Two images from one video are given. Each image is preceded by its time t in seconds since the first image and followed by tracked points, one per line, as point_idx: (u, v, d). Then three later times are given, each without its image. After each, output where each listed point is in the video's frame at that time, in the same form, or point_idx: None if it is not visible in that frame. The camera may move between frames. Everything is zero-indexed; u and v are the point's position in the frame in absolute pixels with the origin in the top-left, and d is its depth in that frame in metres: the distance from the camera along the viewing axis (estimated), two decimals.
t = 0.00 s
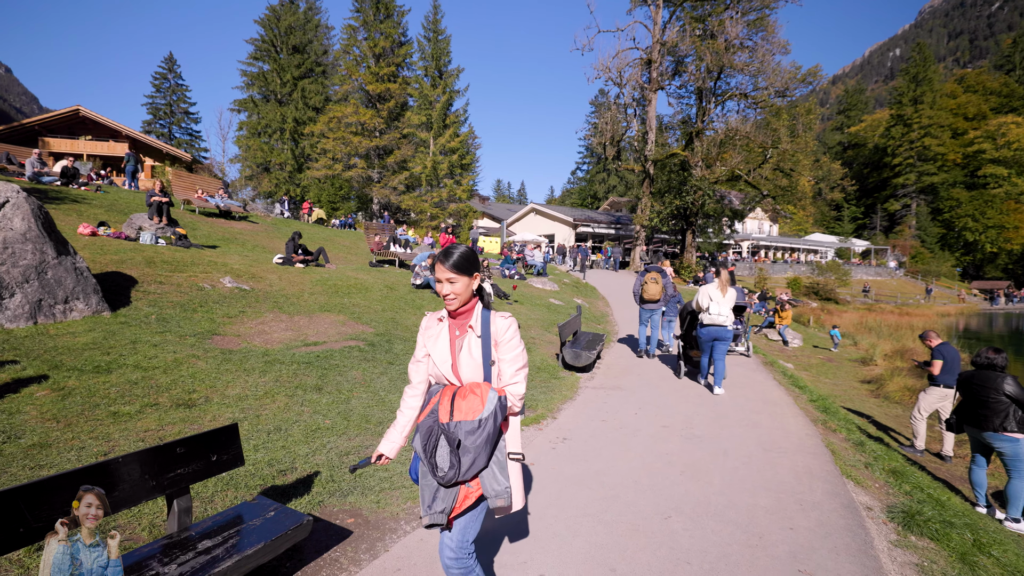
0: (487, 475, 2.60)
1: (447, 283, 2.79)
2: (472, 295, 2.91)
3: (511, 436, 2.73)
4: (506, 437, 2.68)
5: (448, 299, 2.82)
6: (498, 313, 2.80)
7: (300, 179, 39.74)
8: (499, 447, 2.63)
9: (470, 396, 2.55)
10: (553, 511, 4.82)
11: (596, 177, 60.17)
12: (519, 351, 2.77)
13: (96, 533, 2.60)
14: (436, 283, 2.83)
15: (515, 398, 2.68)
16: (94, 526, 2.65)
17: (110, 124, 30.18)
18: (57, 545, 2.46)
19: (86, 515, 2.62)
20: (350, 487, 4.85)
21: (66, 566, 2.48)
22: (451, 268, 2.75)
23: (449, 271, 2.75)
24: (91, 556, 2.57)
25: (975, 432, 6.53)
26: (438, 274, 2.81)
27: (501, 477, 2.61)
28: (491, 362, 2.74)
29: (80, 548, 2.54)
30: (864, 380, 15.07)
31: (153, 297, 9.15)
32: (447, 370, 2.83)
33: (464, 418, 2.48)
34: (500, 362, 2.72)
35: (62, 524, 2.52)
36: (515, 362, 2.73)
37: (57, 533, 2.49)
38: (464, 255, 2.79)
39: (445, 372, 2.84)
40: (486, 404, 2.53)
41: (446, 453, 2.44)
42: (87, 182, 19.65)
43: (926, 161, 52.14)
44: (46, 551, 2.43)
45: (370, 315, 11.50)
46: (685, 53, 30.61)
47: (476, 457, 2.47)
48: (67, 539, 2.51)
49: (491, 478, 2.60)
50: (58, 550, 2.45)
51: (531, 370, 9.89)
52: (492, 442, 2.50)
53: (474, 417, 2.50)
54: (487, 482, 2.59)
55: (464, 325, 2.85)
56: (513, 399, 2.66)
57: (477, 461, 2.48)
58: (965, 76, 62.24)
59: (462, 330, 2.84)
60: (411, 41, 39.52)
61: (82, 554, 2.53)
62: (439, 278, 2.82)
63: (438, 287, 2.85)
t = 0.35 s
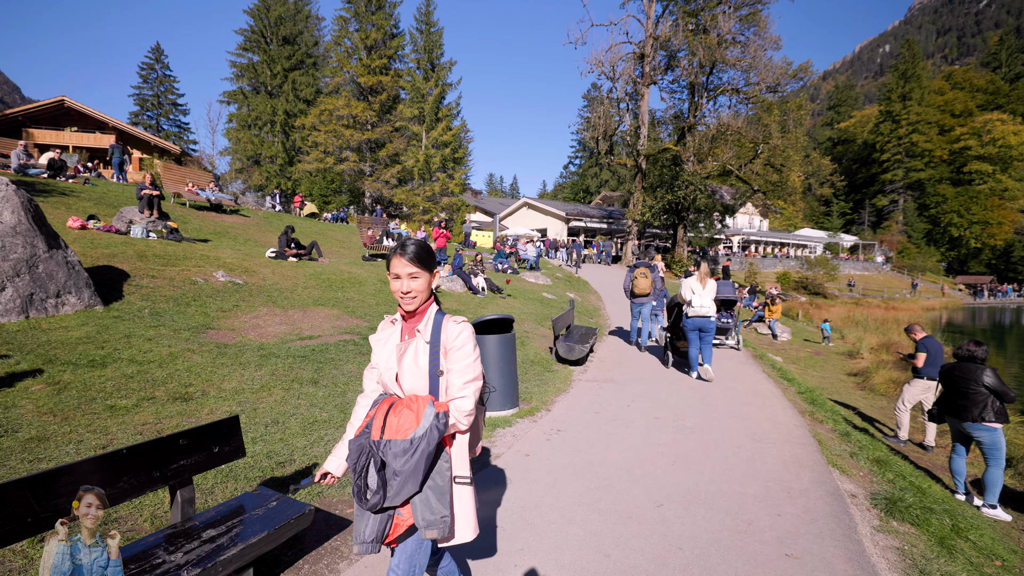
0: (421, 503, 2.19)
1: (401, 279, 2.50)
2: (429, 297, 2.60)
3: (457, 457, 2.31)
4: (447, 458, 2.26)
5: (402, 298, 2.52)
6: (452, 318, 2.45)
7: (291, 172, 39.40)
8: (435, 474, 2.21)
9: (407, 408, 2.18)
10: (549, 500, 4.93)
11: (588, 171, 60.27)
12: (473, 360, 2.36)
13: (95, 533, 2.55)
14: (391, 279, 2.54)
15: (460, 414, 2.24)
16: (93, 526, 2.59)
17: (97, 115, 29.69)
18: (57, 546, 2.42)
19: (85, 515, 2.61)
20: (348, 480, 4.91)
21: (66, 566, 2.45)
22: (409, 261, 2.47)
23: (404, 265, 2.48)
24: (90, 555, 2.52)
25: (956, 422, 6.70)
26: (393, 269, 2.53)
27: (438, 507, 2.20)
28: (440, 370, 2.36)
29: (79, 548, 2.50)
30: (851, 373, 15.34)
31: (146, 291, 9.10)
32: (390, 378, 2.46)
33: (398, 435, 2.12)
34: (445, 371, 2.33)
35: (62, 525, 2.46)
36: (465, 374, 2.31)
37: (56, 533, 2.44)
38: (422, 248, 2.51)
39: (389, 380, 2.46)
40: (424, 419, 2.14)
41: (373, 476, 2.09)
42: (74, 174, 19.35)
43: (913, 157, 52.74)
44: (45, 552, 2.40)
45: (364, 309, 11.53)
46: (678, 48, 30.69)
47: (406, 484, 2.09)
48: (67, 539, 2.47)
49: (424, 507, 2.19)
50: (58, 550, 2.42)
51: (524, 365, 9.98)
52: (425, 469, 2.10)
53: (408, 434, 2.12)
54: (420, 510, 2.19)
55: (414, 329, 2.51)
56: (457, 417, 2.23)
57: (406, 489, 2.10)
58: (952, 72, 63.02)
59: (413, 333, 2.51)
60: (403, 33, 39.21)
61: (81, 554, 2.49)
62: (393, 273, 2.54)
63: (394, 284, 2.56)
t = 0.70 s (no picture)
0: (399, 520, 2.07)
1: (356, 269, 2.27)
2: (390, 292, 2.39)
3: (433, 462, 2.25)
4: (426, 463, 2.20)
5: (356, 292, 2.29)
6: (418, 311, 2.29)
7: (281, 166, 39.02)
8: (413, 485, 2.07)
9: (379, 417, 1.95)
10: (545, 491, 5.00)
11: (580, 166, 60.32)
12: (445, 357, 2.23)
13: (96, 533, 2.47)
14: (344, 270, 2.31)
15: (436, 417, 2.12)
16: (93, 525, 2.50)
17: (83, 107, 29.19)
18: (57, 546, 2.33)
19: (86, 515, 2.50)
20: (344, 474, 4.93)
21: (66, 566, 2.35)
22: (365, 250, 2.26)
23: (360, 254, 2.25)
24: (91, 555, 2.44)
25: (939, 413, 6.86)
26: (345, 258, 2.30)
27: (417, 518, 2.07)
28: (408, 372, 2.20)
29: (78, 548, 2.42)
30: (839, 367, 15.58)
31: (137, 286, 9.02)
32: (354, 385, 2.25)
33: (367, 449, 1.90)
34: (418, 372, 2.18)
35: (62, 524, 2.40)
36: (438, 373, 2.18)
37: (57, 532, 2.37)
38: (379, 236, 2.31)
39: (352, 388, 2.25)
40: (398, 427, 1.94)
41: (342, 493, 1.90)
42: (60, 167, 19.04)
43: (900, 153, 53.33)
44: (45, 553, 2.31)
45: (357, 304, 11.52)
46: (670, 43, 30.73)
47: (380, 499, 1.90)
48: (68, 539, 2.40)
49: (403, 522, 2.07)
50: (59, 552, 2.32)
51: (518, 359, 10.03)
52: (401, 481, 1.92)
53: (378, 447, 1.90)
54: (399, 526, 2.07)
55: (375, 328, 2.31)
56: (433, 419, 2.10)
57: (383, 505, 1.90)
58: (937, 70, 63.82)
59: (371, 332, 2.31)
60: (395, 26, 38.90)
61: (82, 553, 2.41)
62: (344, 263, 2.31)
63: (346, 276, 2.31)
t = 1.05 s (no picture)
0: (414, 553, 1.86)
1: (320, 271, 2.01)
2: (363, 296, 2.17)
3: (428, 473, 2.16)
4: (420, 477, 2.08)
5: (324, 298, 2.03)
6: (402, 317, 2.09)
7: (276, 162, 38.80)
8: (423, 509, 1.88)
9: (387, 440, 1.70)
10: (545, 487, 5.02)
11: (575, 163, 60.37)
12: (437, 366, 2.07)
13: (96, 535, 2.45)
14: (308, 275, 2.04)
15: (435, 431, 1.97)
16: (92, 527, 2.50)
17: (75, 101, 28.90)
18: (57, 546, 2.35)
19: (85, 516, 2.49)
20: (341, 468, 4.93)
21: (66, 566, 2.36)
22: (331, 251, 2.00)
23: (324, 256, 1.99)
24: (91, 555, 2.42)
25: (932, 408, 6.93)
26: (311, 261, 2.03)
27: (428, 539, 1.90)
28: (397, 386, 2.00)
29: (79, 549, 2.42)
30: (832, 362, 15.71)
31: (132, 282, 8.96)
32: (339, 406, 1.98)
33: (378, 480, 1.64)
34: (415, 384, 1.98)
35: (60, 526, 2.40)
36: (432, 384, 2.02)
37: (57, 534, 2.37)
38: (350, 234, 2.07)
39: (338, 409, 1.97)
40: (408, 449, 1.71)
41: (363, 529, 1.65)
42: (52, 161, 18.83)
43: (892, 150, 53.65)
44: (46, 552, 2.33)
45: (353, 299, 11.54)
46: (665, 40, 30.68)
47: (403, 530, 1.68)
48: (68, 539, 2.41)
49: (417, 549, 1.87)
50: (58, 553, 2.33)
51: (514, 355, 10.05)
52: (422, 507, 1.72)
53: (392, 475, 1.65)
54: (413, 557, 1.86)
55: (358, 338, 2.08)
56: (434, 433, 1.93)
57: (405, 536, 1.68)
58: (930, 67, 64.32)
59: (352, 345, 2.07)
60: (390, 21, 38.67)
61: (80, 554, 2.41)
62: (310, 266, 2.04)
63: (312, 280, 2.05)
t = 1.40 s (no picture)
0: None
1: (293, 256, 1.76)
2: (338, 290, 1.91)
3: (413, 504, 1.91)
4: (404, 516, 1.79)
5: (295, 287, 1.75)
6: (381, 313, 1.87)
7: (275, 159, 38.73)
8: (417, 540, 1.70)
9: (378, 454, 1.53)
10: (545, 484, 5.01)
11: (574, 160, 60.37)
12: (422, 368, 1.88)
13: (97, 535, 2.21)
14: (278, 260, 1.77)
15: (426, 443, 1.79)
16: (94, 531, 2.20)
17: (73, 98, 28.79)
18: (57, 546, 2.16)
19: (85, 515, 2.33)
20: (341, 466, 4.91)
21: (65, 567, 2.18)
22: (307, 229, 1.76)
23: (299, 236, 1.75)
24: (92, 557, 2.23)
25: (932, 404, 6.92)
26: (281, 244, 1.77)
27: None
28: (380, 394, 1.77)
29: (78, 550, 2.22)
30: (831, 359, 15.74)
31: (131, 279, 8.93)
32: (316, 422, 1.68)
33: (373, 503, 1.47)
34: (401, 391, 1.77)
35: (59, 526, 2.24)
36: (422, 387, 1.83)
37: (56, 534, 2.19)
38: (327, 214, 1.84)
39: (313, 425, 1.67)
40: (402, 463, 1.56)
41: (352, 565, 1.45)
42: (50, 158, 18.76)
43: (891, 148, 53.63)
44: (45, 552, 2.15)
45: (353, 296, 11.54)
46: (664, 37, 30.63)
47: (398, 558, 1.50)
48: (67, 539, 2.22)
49: None
50: (59, 553, 2.13)
51: (514, 353, 10.05)
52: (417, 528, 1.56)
53: (389, 494, 1.49)
54: None
55: (335, 338, 1.83)
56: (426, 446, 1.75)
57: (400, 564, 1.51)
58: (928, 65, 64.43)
59: (329, 344, 1.80)
60: (389, 18, 38.53)
61: (80, 559, 2.21)
62: (279, 249, 1.78)
63: (282, 266, 1.77)
